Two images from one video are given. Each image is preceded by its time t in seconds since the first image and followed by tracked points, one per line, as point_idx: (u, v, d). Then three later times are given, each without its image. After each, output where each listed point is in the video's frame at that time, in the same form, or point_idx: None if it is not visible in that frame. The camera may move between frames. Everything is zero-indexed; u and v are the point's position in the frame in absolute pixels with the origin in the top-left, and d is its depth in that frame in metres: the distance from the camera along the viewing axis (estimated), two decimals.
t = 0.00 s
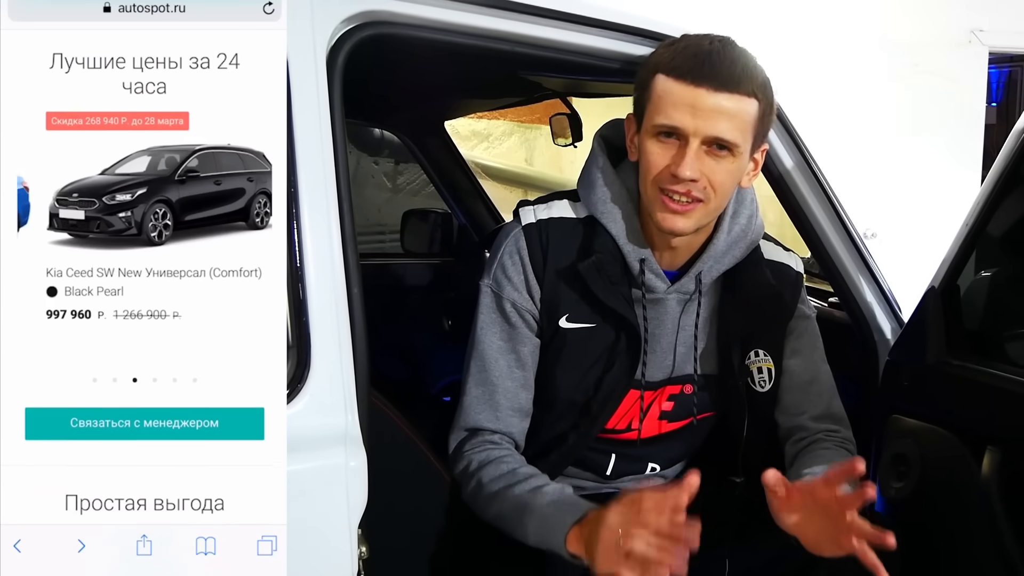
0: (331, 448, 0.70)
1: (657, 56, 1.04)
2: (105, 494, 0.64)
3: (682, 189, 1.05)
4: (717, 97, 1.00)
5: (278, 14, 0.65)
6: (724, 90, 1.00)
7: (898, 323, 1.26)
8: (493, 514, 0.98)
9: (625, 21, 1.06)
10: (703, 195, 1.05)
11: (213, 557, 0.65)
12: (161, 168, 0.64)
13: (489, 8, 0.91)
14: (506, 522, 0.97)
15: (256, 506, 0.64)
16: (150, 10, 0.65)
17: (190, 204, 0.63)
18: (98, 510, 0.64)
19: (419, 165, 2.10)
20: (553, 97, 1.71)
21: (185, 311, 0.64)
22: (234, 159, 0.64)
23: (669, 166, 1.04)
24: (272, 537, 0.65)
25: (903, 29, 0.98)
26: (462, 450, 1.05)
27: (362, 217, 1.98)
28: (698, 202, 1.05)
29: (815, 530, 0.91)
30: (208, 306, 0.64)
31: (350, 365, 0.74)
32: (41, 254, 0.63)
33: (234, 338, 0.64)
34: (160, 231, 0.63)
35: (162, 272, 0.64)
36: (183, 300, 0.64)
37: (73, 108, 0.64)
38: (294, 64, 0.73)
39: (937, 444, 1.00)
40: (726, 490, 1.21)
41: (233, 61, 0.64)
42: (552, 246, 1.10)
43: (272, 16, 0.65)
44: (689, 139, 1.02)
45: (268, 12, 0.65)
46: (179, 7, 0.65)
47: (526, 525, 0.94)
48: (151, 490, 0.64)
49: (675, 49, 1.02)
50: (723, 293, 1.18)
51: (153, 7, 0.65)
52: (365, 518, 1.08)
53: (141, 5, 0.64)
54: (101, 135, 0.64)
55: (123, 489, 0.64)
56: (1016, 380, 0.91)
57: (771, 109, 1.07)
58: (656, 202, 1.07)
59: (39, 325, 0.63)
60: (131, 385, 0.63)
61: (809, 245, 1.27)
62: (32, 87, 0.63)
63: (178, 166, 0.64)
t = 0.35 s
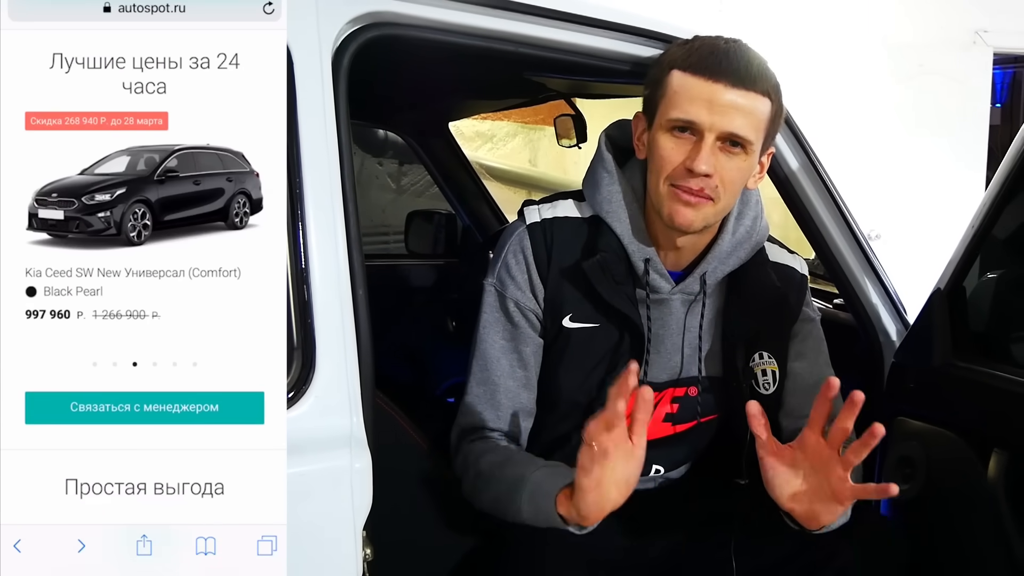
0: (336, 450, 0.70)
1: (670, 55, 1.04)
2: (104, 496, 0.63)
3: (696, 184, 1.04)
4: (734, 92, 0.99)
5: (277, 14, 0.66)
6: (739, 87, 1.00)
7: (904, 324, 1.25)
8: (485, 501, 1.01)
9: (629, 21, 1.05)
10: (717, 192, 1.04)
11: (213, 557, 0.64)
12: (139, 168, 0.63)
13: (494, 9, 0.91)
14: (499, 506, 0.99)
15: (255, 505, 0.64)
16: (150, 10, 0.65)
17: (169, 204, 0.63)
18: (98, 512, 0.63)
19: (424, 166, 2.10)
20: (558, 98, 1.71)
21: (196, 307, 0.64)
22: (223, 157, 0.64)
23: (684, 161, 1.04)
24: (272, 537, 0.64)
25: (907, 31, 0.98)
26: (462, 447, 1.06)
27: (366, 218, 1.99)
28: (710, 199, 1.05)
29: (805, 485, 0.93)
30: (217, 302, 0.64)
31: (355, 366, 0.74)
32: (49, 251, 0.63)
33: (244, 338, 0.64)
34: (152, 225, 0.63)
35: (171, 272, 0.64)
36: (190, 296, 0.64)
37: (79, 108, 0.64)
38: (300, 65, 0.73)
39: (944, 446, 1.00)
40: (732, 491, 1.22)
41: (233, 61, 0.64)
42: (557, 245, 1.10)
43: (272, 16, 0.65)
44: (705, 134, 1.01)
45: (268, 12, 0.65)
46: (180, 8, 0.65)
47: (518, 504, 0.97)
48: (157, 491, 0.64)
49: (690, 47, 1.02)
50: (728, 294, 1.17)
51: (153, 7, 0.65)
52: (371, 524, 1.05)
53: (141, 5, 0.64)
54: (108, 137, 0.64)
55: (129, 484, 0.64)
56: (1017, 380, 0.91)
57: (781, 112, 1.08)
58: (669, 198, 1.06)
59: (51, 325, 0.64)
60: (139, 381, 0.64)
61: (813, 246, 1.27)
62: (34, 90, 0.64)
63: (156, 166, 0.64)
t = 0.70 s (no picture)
0: (338, 451, 0.70)
1: (669, 54, 1.04)
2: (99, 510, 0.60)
3: (695, 187, 1.03)
4: (731, 93, 1.00)
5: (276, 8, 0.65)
6: (736, 88, 1.00)
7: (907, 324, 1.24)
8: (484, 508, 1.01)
9: (631, 21, 1.05)
10: (716, 193, 1.04)
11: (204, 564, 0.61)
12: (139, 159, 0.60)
13: (496, 8, 0.91)
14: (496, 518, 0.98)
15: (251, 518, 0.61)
16: None
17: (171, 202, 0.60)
18: (75, 512, 0.60)
19: (425, 166, 2.09)
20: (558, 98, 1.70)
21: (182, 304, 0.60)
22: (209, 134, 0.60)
23: (682, 164, 1.03)
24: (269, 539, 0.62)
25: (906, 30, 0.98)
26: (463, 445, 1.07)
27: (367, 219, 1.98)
28: (709, 201, 1.04)
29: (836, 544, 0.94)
30: (203, 301, 0.60)
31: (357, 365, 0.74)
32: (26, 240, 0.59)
33: (234, 337, 0.60)
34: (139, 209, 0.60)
35: (157, 268, 0.60)
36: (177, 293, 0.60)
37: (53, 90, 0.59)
38: (300, 64, 0.73)
39: (946, 445, 0.99)
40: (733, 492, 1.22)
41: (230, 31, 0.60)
42: (559, 243, 1.10)
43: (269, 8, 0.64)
44: (702, 136, 1.02)
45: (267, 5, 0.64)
46: None
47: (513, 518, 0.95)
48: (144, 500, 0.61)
49: (687, 46, 1.02)
50: (729, 293, 1.17)
51: None
52: (372, 518, 1.06)
53: None
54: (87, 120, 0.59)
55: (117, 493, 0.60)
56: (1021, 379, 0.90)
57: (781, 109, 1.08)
58: (667, 200, 1.05)
59: (26, 324, 0.59)
60: (125, 383, 0.60)
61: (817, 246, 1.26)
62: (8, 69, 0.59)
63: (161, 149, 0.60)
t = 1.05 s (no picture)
0: (339, 450, 0.70)
1: (667, 55, 1.04)
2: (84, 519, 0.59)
3: (690, 190, 1.03)
4: (728, 96, 0.99)
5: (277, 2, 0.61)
6: (735, 90, 0.99)
7: (908, 322, 1.24)
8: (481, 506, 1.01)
9: (631, 19, 1.05)
10: (712, 195, 1.04)
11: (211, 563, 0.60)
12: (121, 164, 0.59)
13: (499, 8, 0.91)
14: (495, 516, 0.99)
15: (247, 522, 0.60)
16: None
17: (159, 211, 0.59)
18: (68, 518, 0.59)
19: (426, 165, 2.10)
20: (559, 97, 1.70)
21: (168, 308, 0.58)
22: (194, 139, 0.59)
23: (679, 167, 1.03)
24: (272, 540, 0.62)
25: (907, 26, 0.98)
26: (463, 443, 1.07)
27: (370, 218, 1.98)
28: (705, 203, 1.05)
29: (840, 541, 0.94)
30: (190, 304, 0.58)
31: (358, 365, 0.74)
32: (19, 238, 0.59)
33: (223, 341, 0.59)
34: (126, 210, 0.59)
35: (141, 269, 0.58)
36: (161, 296, 0.58)
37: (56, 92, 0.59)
38: (300, 65, 0.73)
39: (947, 444, 0.99)
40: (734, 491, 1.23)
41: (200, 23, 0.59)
42: (559, 243, 1.10)
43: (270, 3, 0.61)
44: (699, 139, 1.01)
45: None
46: None
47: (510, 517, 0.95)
48: (130, 508, 0.59)
49: (686, 47, 1.02)
50: (729, 291, 1.18)
51: None
52: (372, 522, 1.04)
53: None
54: (84, 120, 0.59)
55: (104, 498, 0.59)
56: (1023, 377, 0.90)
57: (782, 108, 1.07)
58: (666, 202, 1.07)
59: (24, 326, 0.59)
60: (111, 389, 0.58)
61: (818, 245, 1.26)
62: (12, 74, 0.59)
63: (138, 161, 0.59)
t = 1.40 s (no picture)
0: (336, 453, 0.70)
1: (665, 56, 1.04)
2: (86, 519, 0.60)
3: (689, 190, 1.04)
4: (726, 97, 0.99)
5: (278, 12, 0.61)
6: (734, 91, 0.99)
7: (903, 323, 1.25)
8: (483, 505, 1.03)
9: (627, 21, 1.05)
10: (711, 196, 1.05)
11: (213, 558, 0.61)
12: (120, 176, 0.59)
13: (493, 10, 0.91)
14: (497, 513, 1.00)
15: (256, 505, 0.61)
16: (144, 9, 0.60)
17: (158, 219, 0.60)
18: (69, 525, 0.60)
19: (422, 167, 2.10)
20: (556, 99, 1.70)
21: (178, 308, 0.59)
22: (191, 144, 0.59)
23: (678, 168, 1.04)
24: (272, 537, 0.61)
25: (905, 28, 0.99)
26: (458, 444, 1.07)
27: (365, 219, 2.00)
28: (703, 204, 1.06)
29: (840, 544, 0.94)
30: (192, 307, 0.59)
31: (354, 369, 0.74)
32: (24, 238, 0.59)
33: (232, 340, 0.60)
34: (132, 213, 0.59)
35: (145, 268, 0.59)
36: (166, 296, 0.59)
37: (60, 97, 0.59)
38: (296, 67, 0.73)
39: (944, 445, 1.00)
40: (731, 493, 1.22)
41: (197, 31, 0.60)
42: (555, 244, 1.10)
43: (272, 15, 0.61)
44: (698, 140, 1.01)
45: (269, 12, 0.61)
46: (172, 6, 0.60)
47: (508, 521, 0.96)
48: (143, 499, 0.60)
49: (684, 49, 1.02)
50: (726, 293, 1.18)
51: (147, 6, 0.60)
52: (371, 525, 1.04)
53: (135, 4, 0.60)
54: (86, 122, 0.59)
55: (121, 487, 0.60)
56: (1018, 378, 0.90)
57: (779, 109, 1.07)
58: (663, 204, 1.07)
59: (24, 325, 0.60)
60: (118, 385, 0.59)
61: (814, 246, 1.26)
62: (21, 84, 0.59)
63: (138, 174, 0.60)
